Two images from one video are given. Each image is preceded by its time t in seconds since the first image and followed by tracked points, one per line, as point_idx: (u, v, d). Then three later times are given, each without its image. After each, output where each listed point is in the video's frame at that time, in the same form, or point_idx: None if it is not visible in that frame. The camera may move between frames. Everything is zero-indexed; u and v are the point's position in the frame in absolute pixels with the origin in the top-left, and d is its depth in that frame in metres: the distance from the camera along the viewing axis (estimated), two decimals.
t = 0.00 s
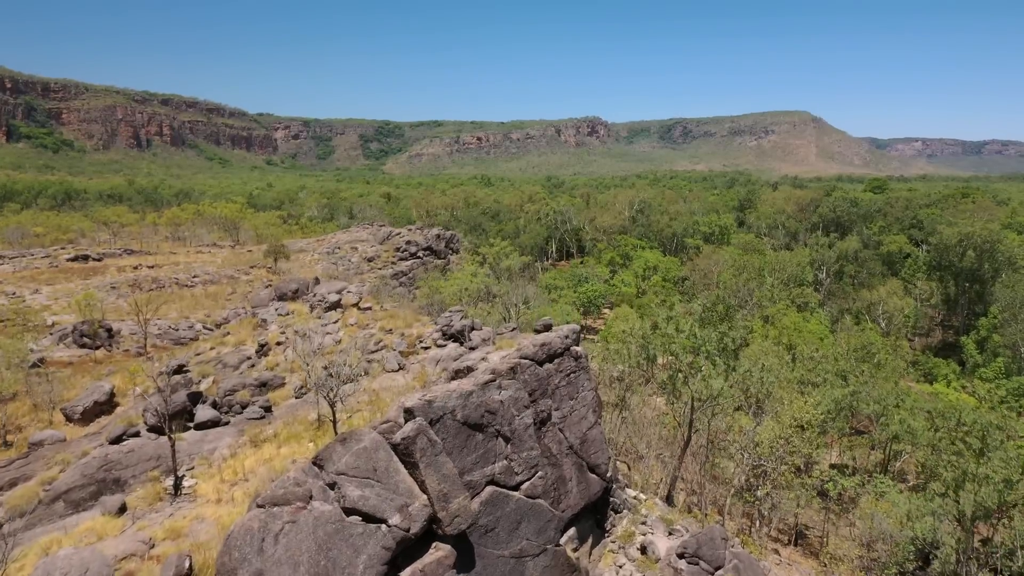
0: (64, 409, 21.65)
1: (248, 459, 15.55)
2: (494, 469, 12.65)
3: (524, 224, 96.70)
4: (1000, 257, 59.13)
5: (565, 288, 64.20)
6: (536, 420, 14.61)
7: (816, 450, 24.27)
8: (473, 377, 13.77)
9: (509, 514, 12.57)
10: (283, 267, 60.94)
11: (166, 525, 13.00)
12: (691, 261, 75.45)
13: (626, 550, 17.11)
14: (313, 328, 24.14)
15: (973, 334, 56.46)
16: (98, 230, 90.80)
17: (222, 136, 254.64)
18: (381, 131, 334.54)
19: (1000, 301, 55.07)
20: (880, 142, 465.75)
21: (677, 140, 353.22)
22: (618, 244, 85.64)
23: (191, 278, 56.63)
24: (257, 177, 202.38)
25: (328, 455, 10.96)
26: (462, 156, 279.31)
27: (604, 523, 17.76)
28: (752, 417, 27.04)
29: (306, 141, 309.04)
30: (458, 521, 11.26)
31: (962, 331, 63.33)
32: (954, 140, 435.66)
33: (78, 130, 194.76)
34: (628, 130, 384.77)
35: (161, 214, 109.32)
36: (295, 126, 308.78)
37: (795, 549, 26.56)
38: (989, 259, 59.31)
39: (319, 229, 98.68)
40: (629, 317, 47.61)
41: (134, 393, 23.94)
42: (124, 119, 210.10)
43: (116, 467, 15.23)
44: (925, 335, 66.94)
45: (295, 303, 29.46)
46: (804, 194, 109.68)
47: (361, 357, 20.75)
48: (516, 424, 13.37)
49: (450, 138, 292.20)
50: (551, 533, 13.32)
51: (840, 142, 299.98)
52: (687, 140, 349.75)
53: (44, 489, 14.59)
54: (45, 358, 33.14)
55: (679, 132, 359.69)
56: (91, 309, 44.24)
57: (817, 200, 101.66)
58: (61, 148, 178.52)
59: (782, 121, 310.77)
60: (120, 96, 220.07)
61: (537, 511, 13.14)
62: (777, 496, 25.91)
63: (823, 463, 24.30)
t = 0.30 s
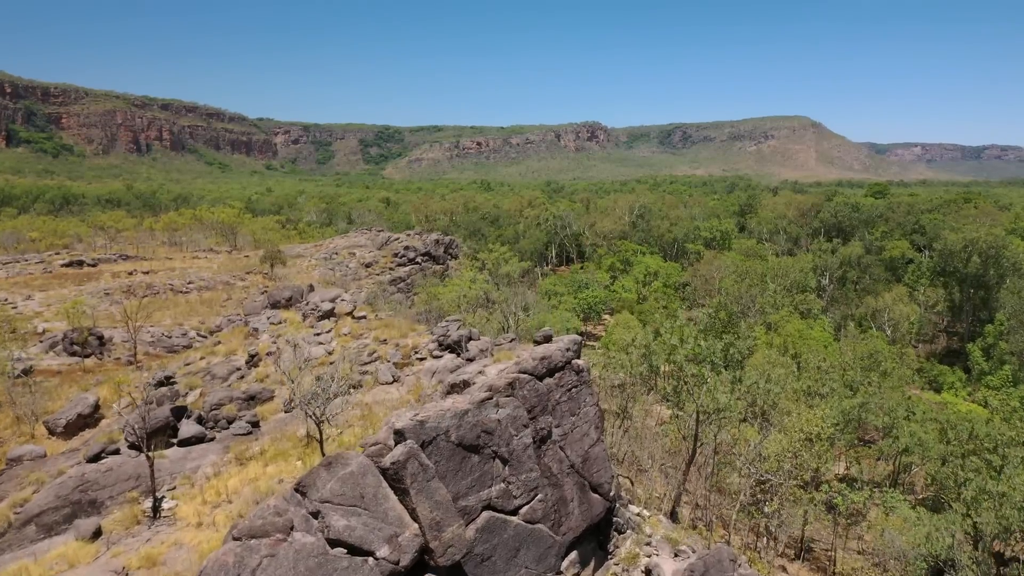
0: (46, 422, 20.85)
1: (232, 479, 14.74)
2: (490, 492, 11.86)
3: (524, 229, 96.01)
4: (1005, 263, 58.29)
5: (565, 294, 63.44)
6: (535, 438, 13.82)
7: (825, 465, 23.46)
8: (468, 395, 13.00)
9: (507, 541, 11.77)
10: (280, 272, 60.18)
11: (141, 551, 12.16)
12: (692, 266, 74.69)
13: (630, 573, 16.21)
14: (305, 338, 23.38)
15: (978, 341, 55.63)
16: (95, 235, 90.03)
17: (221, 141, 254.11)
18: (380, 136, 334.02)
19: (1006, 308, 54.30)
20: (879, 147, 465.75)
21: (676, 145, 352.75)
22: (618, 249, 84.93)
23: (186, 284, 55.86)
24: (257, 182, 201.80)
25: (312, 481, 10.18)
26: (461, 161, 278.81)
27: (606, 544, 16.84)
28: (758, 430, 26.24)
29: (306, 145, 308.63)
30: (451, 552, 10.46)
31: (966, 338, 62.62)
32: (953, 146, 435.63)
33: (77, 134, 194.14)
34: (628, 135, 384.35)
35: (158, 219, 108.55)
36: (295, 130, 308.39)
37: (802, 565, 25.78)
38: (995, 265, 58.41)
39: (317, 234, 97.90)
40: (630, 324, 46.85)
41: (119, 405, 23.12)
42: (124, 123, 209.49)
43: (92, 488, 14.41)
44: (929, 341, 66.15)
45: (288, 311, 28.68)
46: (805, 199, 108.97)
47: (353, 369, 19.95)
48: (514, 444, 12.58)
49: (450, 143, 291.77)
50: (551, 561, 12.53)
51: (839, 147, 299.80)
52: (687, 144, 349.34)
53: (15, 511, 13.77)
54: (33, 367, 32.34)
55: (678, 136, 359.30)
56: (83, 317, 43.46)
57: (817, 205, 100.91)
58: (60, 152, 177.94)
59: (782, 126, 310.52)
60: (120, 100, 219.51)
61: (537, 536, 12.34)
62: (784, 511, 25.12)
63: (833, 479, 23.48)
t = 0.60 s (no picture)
0: (27, 437, 20.07)
1: (214, 502, 13.92)
2: (487, 521, 11.10)
3: (524, 235, 95.30)
4: (1011, 270, 57.32)
5: (565, 301, 62.67)
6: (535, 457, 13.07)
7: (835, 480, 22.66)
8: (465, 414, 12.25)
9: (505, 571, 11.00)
10: (276, 279, 59.42)
11: None
12: (693, 273, 73.97)
13: None
14: (296, 350, 22.56)
15: (984, 350, 54.78)
16: (91, 241, 89.32)
17: (221, 147, 253.57)
18: (380, 142, 333.61)
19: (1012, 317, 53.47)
20: (879, 154, 466.06)
21: (676, 151, 352.46)
22: (618, 255, 84.27)
23: (181, 291, 55.08)
24: (256, 188, 201.27)
25: (293, 512, 9.43)
26: (461, 167, 278.44)
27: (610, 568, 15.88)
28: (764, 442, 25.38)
29: (306, 151, 308.34)
30: None
31: (971, 347, 61.91)
32: (953, 151, 435.84)
33: (77, 140, 193.63)
34: (628, 141, 384.02)
35: (156, 225, 107.81)
36: (295, 136, 308.08)
37: None
38: (1001, 272, 57.41)
39: (315, 241, 97.22)
40: (631, 332, 46.09)
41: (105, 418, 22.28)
42: (124, 129, 208.85)
43: (66, 509, 13.63)
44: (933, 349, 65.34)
45: (281, 321, 27.89)
46: (806, 205, 108.24)
47: (345, 384, 19.13)
48: (513, 467, 11.82)
49: (449, 149, 291.40)
50: None
51: (839, 153, 299.65)
52: (686, 150, 348.97)
53: None
54: (20, 376, 31.54)
55: (677, 143, 359.04)
56: (75, 325, 42.69)
57: (819, 211, 100.21)
58: (60, 158, 177.51)
59: (781, 132, 310.43)
60: (120, 106, 219.11)
61: (538, 565, 11.57)
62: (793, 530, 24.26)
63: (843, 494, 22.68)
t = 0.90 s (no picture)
0: (6, 452, 19.24)
1: (194, 527, 13.09)
2: (482, 553, 10.34)
3: (523, 241, 94.64)
4: (1017, 278, 56.34)
5: (565, 308, 61.93)
6: (534, 480, 12.32)
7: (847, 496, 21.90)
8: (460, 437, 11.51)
9: None
10: (273, 287, 58.70)
11: None
12: (695, 280, 73.27)
13: None
14: (286, 362, 21.80)
15: (990, 359, 53.99)
16: (88, 248, 88.55)
17: (221, 153, 253.09)
18: (380, 148, 333.26)
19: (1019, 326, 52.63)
20: (878, 160, 466.30)
21: (675, 158, 352.24)
22: (619, 262, 83.61)
23: (176, 299, 54.31)
24: (256, 194, 200.81)
25: (270, 549, 8.62)
26: (460, 174, 278.13)
27: None
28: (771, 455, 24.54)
29: (306, 157, 308.02)
30: None
31: (975, 355, 61.19)
32: (952, 158, 435.97)
33: (77, 146, 193.10)
34: (627, 147, 383.83)
35: (154, 231, 107.15)
36: (295, 143, 307.91)
37: None
38: (1007, 281, 56.38)
39: (313, 247, 96.51)
40: (632, 341, 45.34)
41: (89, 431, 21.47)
42: (124, 135, 208.29)
43: (35, 535, 12.81)
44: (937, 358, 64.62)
45: (273, 331, 27.12)
46: (807, 211, 107.67)
47: (337, 399, 18.35)
48: (511, 493, 11.08)
49: (449, 155, 291.09)
50: None
51: (838, 160, 299.59)
52: (686, 157, 348.78)
53: None
54: (7, 388, 30.72)
55: (677, 149, 358.80)
56: (67, 334, 41.87)
57: (820, 217, 99.53)
58: (60, 164, 177.00)
59: (780, 138, 310.39)
60: (120, 113, 218.63)
61: None
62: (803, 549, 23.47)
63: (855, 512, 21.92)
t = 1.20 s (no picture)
0: None
1: (171, 555, 12.26)
2: None
3: (523, 248, 93.91)
4: None
5: (565, 316, 61.12)
6: (533, 505, 11.58)
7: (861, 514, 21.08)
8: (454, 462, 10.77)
9: None
10: (269, 295, 57.89)
11: None
12: (696, 287, 72.54)
13: None
14: (276, 375, 21.00)
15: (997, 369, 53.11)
16: (84, 254, 87.75)
17: (221, 159, 252.39)
18: (379, 155, 332.85)
19: None
20: (877, 166, 466.24)
21: (675, 164, 351.79)
22: (619, 269, 82.85)
23: (170, 307, 53.48)
24: (256, 201, 200.16)
25: None
26: (460, 180, 277.63)
27: None
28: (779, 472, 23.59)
29: (306, 164, 307.57)
30: None
31: (980, 364, 60.37)
32: (951, 165, 435.80)
33: (76, 152, 192.46)
34: (627, 154, 383.43)
35: (151, 237, 106.42)
36: (295, 149, 307.54)
37: None
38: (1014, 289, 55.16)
39: (311, 254, 95.75)
40: (634, 349, 44.54)
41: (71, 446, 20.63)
42: (123, 142, 207.37)
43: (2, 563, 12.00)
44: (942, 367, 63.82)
45: (264, 342, 26.34)
46: (808, 218, 106.95)
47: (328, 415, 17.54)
48: (508, 522, 10.41)
49: (449, 162, 290.56)
50: None
51: (838, 166, 299.27)
52: (685, 163, 348.35)
53: None
54: None
55: (676, 155, 358.34)
56: (58, 343, 41.05)
57: (821, 224, 98.83)
58: (59, 170, 176.37)
59: (780, 145, 310.07)
60: (120, 119, 218.10)
61: None
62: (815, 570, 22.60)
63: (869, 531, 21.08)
